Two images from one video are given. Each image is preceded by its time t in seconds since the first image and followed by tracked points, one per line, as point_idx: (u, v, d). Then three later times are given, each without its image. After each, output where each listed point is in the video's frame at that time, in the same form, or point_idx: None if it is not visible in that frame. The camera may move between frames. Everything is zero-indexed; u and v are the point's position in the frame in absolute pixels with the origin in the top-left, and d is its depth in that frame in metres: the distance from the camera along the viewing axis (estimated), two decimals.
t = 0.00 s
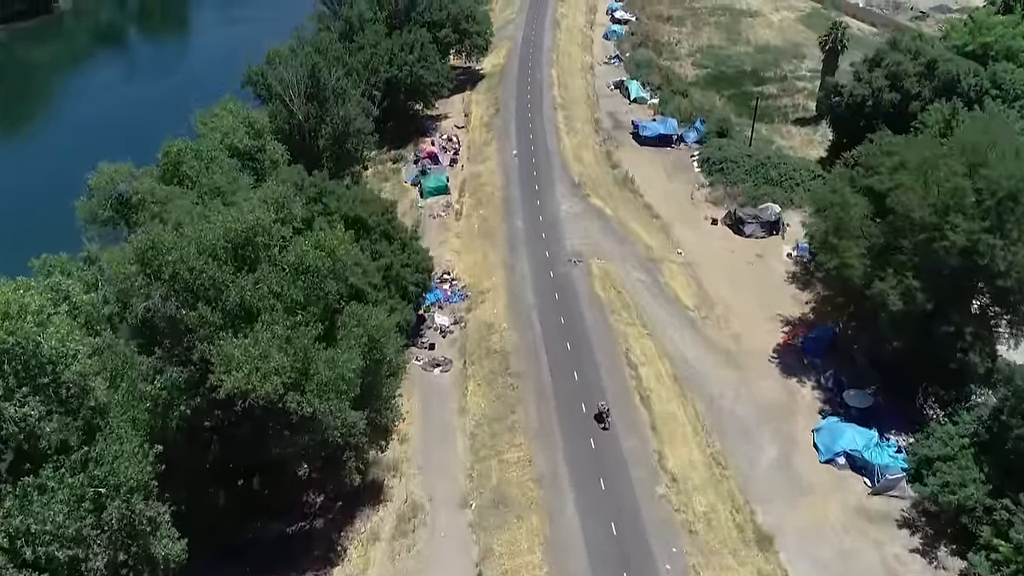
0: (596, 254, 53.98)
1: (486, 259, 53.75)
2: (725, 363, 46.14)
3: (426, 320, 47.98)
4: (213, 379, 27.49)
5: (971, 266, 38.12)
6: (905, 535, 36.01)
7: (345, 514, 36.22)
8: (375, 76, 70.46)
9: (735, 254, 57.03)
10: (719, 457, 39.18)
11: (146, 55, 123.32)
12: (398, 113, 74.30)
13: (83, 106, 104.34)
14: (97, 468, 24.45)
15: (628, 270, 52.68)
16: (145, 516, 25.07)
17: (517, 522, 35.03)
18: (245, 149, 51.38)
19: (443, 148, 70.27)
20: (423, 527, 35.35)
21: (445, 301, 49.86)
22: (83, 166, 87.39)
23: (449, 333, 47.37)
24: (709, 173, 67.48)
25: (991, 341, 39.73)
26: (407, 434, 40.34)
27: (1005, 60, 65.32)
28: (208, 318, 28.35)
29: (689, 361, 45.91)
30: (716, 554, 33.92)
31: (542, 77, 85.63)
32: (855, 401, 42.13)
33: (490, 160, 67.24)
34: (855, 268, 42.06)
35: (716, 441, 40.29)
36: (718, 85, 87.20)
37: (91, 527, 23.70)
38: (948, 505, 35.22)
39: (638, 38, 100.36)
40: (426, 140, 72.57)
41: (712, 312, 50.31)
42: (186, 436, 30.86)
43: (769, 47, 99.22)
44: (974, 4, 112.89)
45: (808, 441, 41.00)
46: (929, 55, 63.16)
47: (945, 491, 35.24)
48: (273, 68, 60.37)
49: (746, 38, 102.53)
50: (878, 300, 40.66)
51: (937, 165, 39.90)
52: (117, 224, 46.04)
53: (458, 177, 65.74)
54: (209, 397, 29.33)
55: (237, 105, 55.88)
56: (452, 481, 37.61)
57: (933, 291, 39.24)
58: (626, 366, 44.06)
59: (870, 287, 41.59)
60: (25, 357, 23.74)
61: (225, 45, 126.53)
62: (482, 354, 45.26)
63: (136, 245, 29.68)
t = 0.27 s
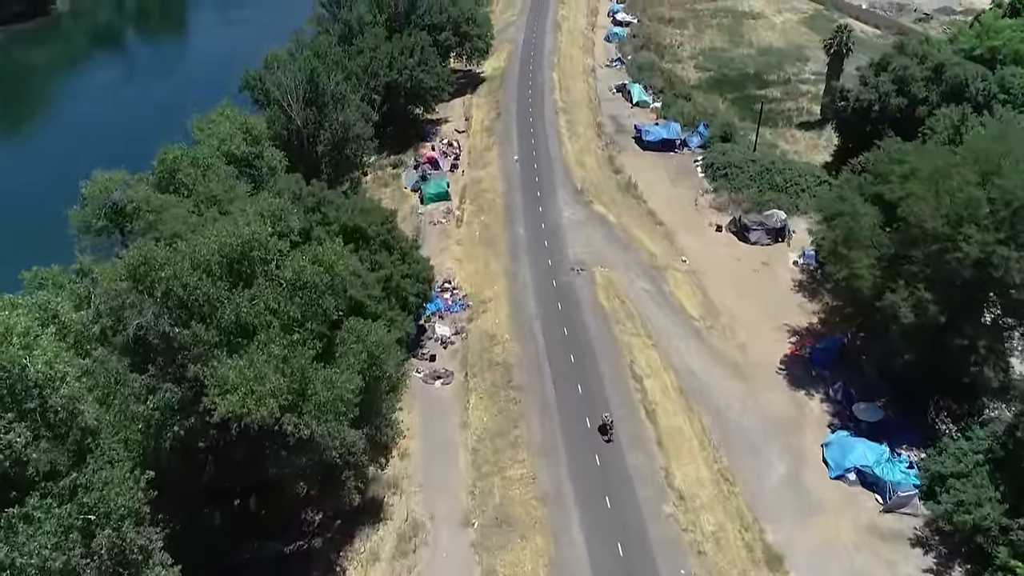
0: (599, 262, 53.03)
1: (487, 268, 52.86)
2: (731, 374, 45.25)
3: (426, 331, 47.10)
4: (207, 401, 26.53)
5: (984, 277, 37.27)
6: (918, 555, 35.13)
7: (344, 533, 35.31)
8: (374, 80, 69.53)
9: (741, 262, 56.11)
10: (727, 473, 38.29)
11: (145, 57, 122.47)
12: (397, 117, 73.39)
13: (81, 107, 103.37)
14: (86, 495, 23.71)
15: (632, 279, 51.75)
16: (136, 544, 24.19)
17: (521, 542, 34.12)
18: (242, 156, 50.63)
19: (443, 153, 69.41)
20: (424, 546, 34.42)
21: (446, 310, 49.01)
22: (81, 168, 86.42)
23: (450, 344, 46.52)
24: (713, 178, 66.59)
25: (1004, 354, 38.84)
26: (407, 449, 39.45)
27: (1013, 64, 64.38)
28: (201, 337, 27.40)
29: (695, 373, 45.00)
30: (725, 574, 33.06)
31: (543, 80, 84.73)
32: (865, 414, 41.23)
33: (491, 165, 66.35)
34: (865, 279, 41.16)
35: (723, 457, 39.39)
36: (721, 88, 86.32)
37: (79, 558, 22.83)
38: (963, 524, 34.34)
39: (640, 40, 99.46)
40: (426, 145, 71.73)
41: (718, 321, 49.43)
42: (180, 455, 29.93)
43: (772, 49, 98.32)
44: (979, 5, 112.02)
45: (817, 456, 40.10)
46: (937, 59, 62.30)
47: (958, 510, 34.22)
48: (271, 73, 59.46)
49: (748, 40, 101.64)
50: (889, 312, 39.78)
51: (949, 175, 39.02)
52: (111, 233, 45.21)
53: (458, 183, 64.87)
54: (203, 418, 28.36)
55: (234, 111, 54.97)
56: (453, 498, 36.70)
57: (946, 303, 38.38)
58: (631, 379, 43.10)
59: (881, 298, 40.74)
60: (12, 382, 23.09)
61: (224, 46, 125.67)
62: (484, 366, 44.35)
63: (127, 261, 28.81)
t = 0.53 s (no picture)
0: (603, 271, 52.12)
1: (488, 277, 52.01)
2: (738, 387, 44.38)
3: (427, 342, 46.28)
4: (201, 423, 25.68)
5: (998, 289, 36.43)
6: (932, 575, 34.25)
7: (344, 553, 34.41)
8: (373, 85, 68.63)
9: (746, 270, 55.25)
10: (735, 490, 37.44)
11: (143, 59, 121.69)
12: (397, 122, 72.53)
13: (79, 111, 102.43)
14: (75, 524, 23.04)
15: (637, 288, 50.87)
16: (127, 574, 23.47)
17: (525, 563, 33.21)
18: (239, 163, 49.85)
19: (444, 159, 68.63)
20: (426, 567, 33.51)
21: (446, 320, 48.29)
22: (79, 172, 85.46)
23: (450, 355, 45.74)
24: (718, 184, 65.73)
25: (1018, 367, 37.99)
26: (409, 466, 38.61)
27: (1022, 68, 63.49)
28: (195, 356, 26.52)
29: (701, 385, 44.13)
30: None
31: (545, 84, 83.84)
32: (876, 428, 40.44)
33: (492, 170, 65.48)
34: (875, 290, 40.30)
35: (731, 474, 38.53)
36: (724, 92, 85.46)
37: None
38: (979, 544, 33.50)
39: (642, 43, 98.57)
40: (426, 150, 71.00)
41: (723, 332, 48.57)
42: (175, 475, 29.10)
43: (775, 52, 97.46)
44: (983, 7, 111.22)
45: (827, 472, 39.21)
46: (944, 64, 61.49)
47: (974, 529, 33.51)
48: (269, 77, 58.56)
49: (751, 42, 100.77)
50: (899, 324, 38.91)
51: (962, 184, 38.17)
52: (105, 242, 44.57)
53: (459, 189, 64.03)
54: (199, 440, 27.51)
55: (231, 117, 54.09)
56: (456, 517, 35.83)
57: (958, 315, 37.53)
58: (637, 392, 42.14)
59: (892, 311, 39.87)
60: None
61: (223, 47, 124.94)
62: (486, 378, 43.47)
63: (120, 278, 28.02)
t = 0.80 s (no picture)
0: (607, 279, 51.22)
1: (490, 286, 51.17)
2: (745, 399, 43.51)
3: (428, 353, 45.43)
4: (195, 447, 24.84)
5: (1012, 302, 35.60)
6: None
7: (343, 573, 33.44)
8: (373, 89, 67.76)
9: (752, 278, 54.38)
10: (743, 508, 36.62)
11: (142, 60, 120.79)
12: (397, 126, 71.65)
13: (77, 113, 101.45)
14: (62, 558, 22.48)
15: (641, 297, 49.99)
16: None
17: None
18: (236, 170, 49.08)
19: (444, 164, 67.78)
20: None
21: (447, 331, 47.48)
22: (76, 175, 84.42)
23: (452, 366, 44.86)
24: (722, 190, 64.88)
25: None
26: (410, 483, 37.70)
27: None
28: (189, 378, 25.66)
29: (708, 398, 43.27)
30: None
31: (546, 87, 82.89)
32: (887, 443, 39.65)
33: (493, 176, 64.58)
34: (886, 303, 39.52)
35: (739, 491, 37.68)
36: (727, 95, 84.57)
37: None
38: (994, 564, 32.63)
39: (644, 46, 97.72)
40: (426, 155, 70.21)
41: (729, 343, 47.72)
42: (169, 496, 28.28)
43: (778, 55, 96.60)
44: (987, 9, 110.44)
45: (838, 489, 38.33)
46: (952, 68, 60.64)
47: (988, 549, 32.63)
48: (267, 82, 57.66)
49: (754, 45, 99.92)
50: (911, 337, 38.09)
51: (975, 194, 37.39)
52: (99, 253, 43.71)
53: (460, 196, 63.17)
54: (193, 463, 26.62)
55: (229, 123, 53.17)
56: (458, 536, 34.97)
57: (971, 328, 36.73)
58: (642, 405, 41.20)
59: (904, 324, 39.00)
60: None
61: (221, 48, 124.04)
62: (488, 391, 42.61)
63: (111, 294, 27.14)
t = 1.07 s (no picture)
0: (610, 289, 50.31)
1: (492, 295, 50.28)
2: (752, 413, 42.60)
3: (429, 365, 44.53)
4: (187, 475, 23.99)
5: None
6: None
7: None
8: (372, 94, 66.83)
9: (757, 287, 53.46)
10: (752, 526, 35.74)
11: (139, 62, 119.81)
12: (397, 131, 70.74)
13: (74, 116, 100.46)
14: None
15: (646, 307, 49.10)
16: None
17: None
18: (233, 178, 48.24)
19: (445, 170, 66.89)
20: None
21: (448, 342, 46.59)
22: (74, 179, 83.45)
23: (453, 379, 43.94)
24: (726, 196, 63.98)
25: None
26: (411, 500, 36.82)
27: None
28: (181, 402, 24.80)
29: (714, 411, 42.37)
30: None
31: (547, 90, 81.97)
32: (898, 459, 38.85)
33: (494, 182, 63.68)
34: (897, 315, 38.66)
35: (748, 509, 36.79)
36: (730, 99, 83.67)
37: None
38: None
39: (645, 48, 96.84)
40: (426, 161, 69.32)
41: (736, 354, 46.83)
42: (162, 521, 27.45)
43: (781, 57, 95.76)
44: (991, 11, 109.65)
45: (848, 506, 37.45)
46: (960, 72, 59.87)
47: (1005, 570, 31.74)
48: (265, 87, 56.76)
49: (757, 47, 99.08)
50: (924, 350, 37.23)
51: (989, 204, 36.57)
52: (93, 263, 42.80)
53: (460, 202, 62.26)
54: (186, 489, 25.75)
55: (226, 129, 52.25)
56: (460, 557, 34.06)
57: (985, 342, 35.88)
58: (648, 419, 40.29)
59: (916, 337, 38.10)
60: None
61: (220, 50, 123.02)
62: (490, 405, 41.71)
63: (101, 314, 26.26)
